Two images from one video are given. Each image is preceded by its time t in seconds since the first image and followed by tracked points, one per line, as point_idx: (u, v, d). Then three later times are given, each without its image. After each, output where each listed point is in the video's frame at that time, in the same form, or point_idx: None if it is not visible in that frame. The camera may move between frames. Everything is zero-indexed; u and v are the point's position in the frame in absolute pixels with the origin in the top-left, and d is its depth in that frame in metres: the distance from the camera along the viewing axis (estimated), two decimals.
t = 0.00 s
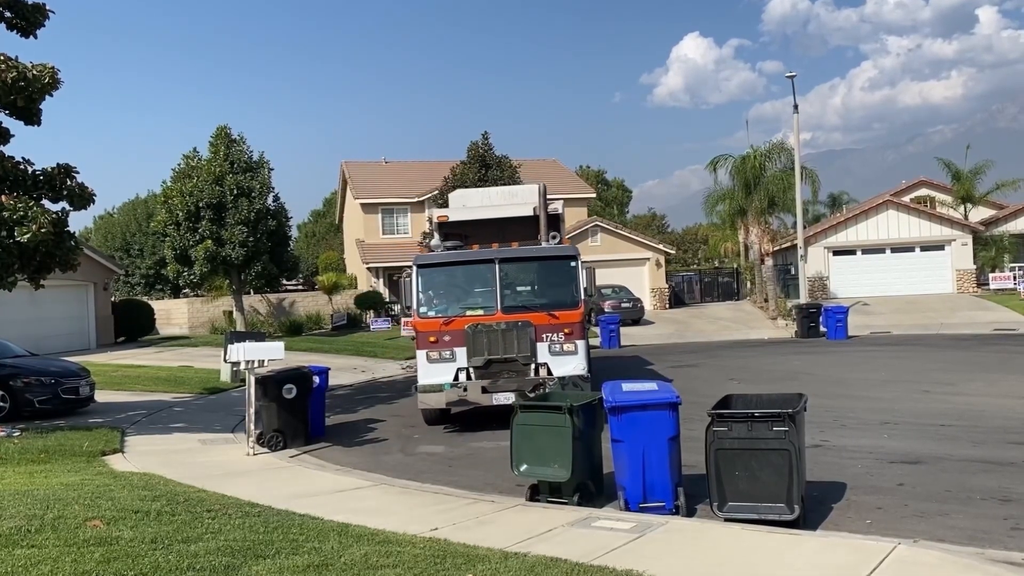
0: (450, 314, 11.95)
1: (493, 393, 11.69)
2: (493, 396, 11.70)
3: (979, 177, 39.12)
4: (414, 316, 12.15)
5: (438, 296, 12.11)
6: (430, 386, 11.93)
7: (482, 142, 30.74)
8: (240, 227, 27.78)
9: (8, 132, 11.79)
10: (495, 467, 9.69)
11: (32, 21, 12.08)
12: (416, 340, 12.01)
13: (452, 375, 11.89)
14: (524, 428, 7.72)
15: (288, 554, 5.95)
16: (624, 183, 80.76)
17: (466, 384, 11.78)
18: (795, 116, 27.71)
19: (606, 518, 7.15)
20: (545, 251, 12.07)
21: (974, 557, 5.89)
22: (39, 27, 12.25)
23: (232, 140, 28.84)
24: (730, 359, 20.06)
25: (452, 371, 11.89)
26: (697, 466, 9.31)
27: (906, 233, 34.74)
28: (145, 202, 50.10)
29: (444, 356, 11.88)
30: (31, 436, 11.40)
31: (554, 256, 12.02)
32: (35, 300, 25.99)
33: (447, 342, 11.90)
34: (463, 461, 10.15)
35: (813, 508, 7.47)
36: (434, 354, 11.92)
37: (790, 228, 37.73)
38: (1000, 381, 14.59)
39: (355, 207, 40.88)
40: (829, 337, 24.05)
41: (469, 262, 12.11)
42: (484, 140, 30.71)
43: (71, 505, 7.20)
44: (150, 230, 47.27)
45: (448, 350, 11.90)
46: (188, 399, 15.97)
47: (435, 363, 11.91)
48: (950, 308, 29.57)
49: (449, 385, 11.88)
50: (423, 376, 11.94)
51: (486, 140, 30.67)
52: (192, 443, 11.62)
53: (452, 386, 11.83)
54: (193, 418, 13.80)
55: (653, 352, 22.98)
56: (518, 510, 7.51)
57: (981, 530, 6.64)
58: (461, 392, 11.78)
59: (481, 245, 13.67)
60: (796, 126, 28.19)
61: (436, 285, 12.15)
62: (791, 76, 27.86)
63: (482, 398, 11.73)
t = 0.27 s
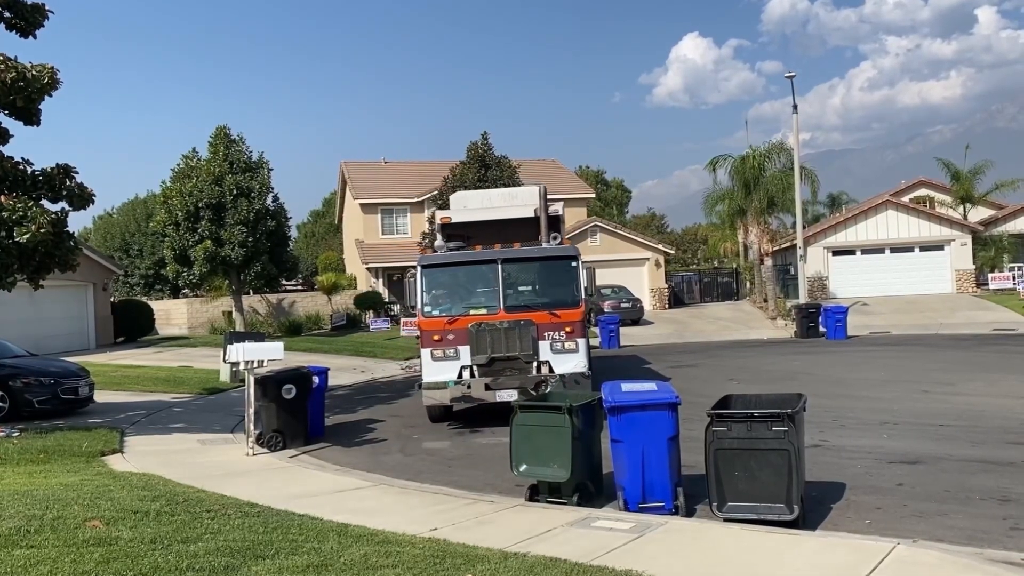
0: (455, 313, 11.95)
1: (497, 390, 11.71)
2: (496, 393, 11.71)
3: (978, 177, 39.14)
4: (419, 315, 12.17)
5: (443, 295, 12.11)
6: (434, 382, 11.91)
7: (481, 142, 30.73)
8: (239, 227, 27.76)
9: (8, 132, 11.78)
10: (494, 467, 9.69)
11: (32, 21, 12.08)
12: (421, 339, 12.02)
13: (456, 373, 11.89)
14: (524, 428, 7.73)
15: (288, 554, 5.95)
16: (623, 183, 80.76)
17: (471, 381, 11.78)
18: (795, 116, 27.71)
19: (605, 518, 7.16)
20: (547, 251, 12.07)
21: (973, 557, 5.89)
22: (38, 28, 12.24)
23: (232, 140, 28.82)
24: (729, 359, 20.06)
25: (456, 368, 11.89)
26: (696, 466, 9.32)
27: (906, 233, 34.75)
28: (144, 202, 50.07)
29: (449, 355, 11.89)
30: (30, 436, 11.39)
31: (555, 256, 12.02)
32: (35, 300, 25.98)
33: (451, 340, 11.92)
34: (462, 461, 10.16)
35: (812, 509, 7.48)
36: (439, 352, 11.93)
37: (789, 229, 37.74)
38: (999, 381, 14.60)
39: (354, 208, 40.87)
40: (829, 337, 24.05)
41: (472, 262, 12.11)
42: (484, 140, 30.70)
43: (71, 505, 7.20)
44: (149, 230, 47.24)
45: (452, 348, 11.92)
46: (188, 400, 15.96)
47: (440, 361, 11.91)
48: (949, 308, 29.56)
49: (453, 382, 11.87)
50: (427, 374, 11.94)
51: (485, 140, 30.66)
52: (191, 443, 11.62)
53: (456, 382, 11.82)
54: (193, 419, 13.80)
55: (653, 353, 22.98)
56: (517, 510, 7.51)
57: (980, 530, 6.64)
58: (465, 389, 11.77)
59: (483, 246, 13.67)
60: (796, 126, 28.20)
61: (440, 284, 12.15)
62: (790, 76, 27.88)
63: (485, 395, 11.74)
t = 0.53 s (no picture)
0: (458, 313, 11.96)
1: (499, 387, 11.71)
2: (498, 391, 11.72)
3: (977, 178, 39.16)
4: (422, 315, 12.18)
5: (446, 296, 12.11)
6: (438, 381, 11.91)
7: (480, 142, 30.74)
8: (239, 227, 27.75)
9: (7, 133, 11.78)
10: (494, 468, 9.70)
11: (31, 21, 12.08)
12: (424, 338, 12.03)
13: (459, 371, 11.89)
14: (523, 428, 7.73)
15: (287, 555, 5.95)
16: (623, 184, 80.78)
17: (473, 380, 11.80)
18: (795, 117, 27.72)
19: (604, 518, 7.17)
20: (548, 252, 12.09)
21: (972, 557, 5.90)
22: (37, 28, 12.24)
23: (231, 141, 28.82)
24: (729, 359, 20.06)
25: (458, 367, 11.89)
26: (696, 466, 9.33)
27: (905, 233, 34.77)
28: (143, 202, 50.06)
29: (451, 353, 11.89)
30: (30, 436, 11.40)
31: (556, 257, 12.03)
32: (34, 301, 25.97)
33: (454, 340, 11.92)
34: (462, 462, 10.17)
35: (812, 509, 7.48)
36: (441, 352, 11.93)
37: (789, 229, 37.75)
38: (998, 381, 14.61)
39: (354, 208, 40.87)
40: (828, 337, 24.07)
41: (474, 263, 12.11)
42: (483, 141, 30.70)
43: (70, 505, 7.20)
44: (149, 231, 47.22)
45: (455, 347, 11.92)
46: (187, 400, 15.96)
47: (442, 360, 11.91)
48: (948, 309, 29.55)
49: (456, 380, 11.87)
50: (430, 373, 11.95)
51: (485, 140, 30.66)
52: (191, 444, 11.62)
53: (459, 381, 11.83)
54: (192, 419, 13.80)
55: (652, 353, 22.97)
56: (517, 510, 7.52)
57: (979, 531, 6.65)
58: (468, 387, 11.79)
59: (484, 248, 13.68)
60: (795, 127, 28.21)
61: (443, 285, 12.15)
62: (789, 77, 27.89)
63: (488, 392, 11.75)
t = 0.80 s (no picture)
0: (459, 312, 11.96)
1: (499, 385, 11.71)
2: (499, 389, 11.72)
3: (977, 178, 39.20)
4: (423, 315, 12.18)
5: (447, 296, 12.11)
6: (439, 379, 11.93)
7: (480, 142, 30.75)
8: (238, 228, 27.76)
9: (6, 133, 11.78)
10: (494, 468, 9.71)
11: (30, 22, 12.08)
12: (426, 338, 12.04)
13: (459, 370, 11.91)
14: (522, 429, 7.73)
15: (286, 555, 5.96)
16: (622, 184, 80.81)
17: (473, 379, 11.81)
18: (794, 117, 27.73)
19: (604, 518, 7.17)
20: (546, 252, 12.10)
21: (971, 557, 5.91)
22: (36, 29, 12.25)
23: (230, 141, 28.83)
24: (728, 360, 20.08)
25: (459, 366, 11.91)
26: (695, 466, 9.35)
27: (904, 234, 34.80)
28: (143, 202, 50.07)
29: (452, 353, 11.89)
30: (29, 437, 11.40)
31: (556, 257, 12.04)
32: (33, 301, 25.94)
33: (455, 339, 11.93)
34: (462, 462, 10.18)
35: (811, 509, 7.49)
36: (443, 351, 11.94)
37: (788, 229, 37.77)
38: (997, 382, 14.63)
39: (354, 208, 40.89)
40: (828, 337, 24.09)
41: (474, 264, 12.12)
42: (483, 141, 30.72)
43: (69, 506, 7.20)
44: (148, 231, 47.23)
45: (456, 347, 11.92)
46: (187, 400, 15.96)
47: (444, 360, 11.92)
48: (948, 309, 29.57)
49: (457, 379, 11.88)
50: (431, 372, 11.96)
51: (484, 141, 30.68)
52: (190, 444, 11.62)
53: (460, 379, 11.84)
54: (192, 419, 13.81)
55: (652, 353, 22.99)
56: (517, 510, 7.53)
57: (978, 530, 6.66)
58: (469, 385, 11.80)
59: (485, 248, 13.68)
60: (795, 127, 28.23)
61: (445, 285, 12.16)
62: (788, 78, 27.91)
63: (488, 391, 11.75)
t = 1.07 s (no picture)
0: (459, 312, 11.96)
1: (498, 384, 11.72)
2: (498, 388, 11.73)
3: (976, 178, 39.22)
4: (423, 315, 12.18)
5: (448, 296, 12.11)
6: (439, 379, 11.92)
7: (479, 143, 30.75)
8: (238, 228, 27.75)
9: (6, 134, 11.77)
10: (493, 468, 9.70)
11: (30, 23, 12.08)
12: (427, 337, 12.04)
13: (459, 370, 11.90)
14: (521, 429, 7.73)
15: (286, 556, 5.95)
16: (621, 184, 80.84)
17: (473, 378, 11.81)
18: (793, 117, 27.72)
19: (604, 519, 7.17)
20: (545, 252, 12.09)
21: (971, 557, 5.91)
22: (36, 29, 12.24)
23: (230, 142, 28.82)
24: (728, 360, 20.09)
25: (459, 366, 11.90)
26: (695, 467, 9.34)
27: (904, 234, 34.81)
28: (143, 203, 50.06)
29: (453, 352, 11.90)
30: (29, 438, 11.39)
31: (555, 257, 12.04)
32: (32, 302, 25.93)
33: (455, 339, 11.93)
34: (462, 462, 10.19)
35: (811, 509, 7.50)
36: (443, 351, 11.94)
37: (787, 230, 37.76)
38: (997, 382, 14.63)
39: (353, 209, 40.89)
40: (827, 338, 24.10)
41: (474, 264, 12.11)
42: (482, 142, 30.72)
43: (69, 506, 7.19)
44: (148, 232, 47.22)
45: (456, 346, 11.92)
46: (186, 401, 15.96)
47: (444, 359, 11.92)
48: (947, 309, 29.59)
49: (457, 378, 11.88)
50: (431, 372, 11.95)
51: (484, 141, 30.67)
52: (190, 445, 11.62)
53: (459, 378, 11.84)
54: (192, 420, 13.80)
55: (651, 354, 22.99)
56: (516, 511, 7.52)
57: (977, 531, 6.67)
58: (469, 384, 11.80)
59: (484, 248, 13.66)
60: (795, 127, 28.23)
61: (445, 285, 12.16)
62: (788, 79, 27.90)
63: (488, 390, 11.75)
